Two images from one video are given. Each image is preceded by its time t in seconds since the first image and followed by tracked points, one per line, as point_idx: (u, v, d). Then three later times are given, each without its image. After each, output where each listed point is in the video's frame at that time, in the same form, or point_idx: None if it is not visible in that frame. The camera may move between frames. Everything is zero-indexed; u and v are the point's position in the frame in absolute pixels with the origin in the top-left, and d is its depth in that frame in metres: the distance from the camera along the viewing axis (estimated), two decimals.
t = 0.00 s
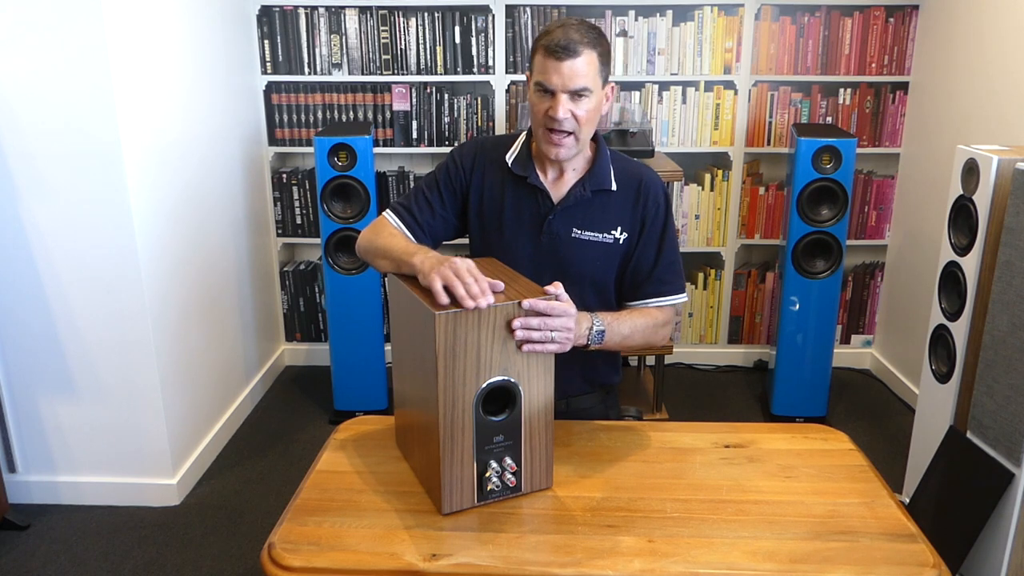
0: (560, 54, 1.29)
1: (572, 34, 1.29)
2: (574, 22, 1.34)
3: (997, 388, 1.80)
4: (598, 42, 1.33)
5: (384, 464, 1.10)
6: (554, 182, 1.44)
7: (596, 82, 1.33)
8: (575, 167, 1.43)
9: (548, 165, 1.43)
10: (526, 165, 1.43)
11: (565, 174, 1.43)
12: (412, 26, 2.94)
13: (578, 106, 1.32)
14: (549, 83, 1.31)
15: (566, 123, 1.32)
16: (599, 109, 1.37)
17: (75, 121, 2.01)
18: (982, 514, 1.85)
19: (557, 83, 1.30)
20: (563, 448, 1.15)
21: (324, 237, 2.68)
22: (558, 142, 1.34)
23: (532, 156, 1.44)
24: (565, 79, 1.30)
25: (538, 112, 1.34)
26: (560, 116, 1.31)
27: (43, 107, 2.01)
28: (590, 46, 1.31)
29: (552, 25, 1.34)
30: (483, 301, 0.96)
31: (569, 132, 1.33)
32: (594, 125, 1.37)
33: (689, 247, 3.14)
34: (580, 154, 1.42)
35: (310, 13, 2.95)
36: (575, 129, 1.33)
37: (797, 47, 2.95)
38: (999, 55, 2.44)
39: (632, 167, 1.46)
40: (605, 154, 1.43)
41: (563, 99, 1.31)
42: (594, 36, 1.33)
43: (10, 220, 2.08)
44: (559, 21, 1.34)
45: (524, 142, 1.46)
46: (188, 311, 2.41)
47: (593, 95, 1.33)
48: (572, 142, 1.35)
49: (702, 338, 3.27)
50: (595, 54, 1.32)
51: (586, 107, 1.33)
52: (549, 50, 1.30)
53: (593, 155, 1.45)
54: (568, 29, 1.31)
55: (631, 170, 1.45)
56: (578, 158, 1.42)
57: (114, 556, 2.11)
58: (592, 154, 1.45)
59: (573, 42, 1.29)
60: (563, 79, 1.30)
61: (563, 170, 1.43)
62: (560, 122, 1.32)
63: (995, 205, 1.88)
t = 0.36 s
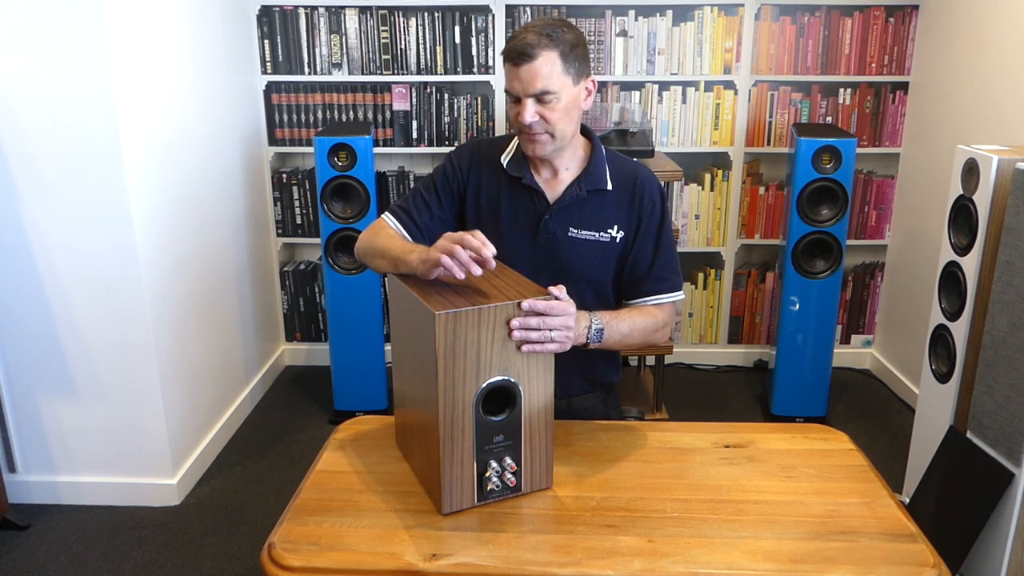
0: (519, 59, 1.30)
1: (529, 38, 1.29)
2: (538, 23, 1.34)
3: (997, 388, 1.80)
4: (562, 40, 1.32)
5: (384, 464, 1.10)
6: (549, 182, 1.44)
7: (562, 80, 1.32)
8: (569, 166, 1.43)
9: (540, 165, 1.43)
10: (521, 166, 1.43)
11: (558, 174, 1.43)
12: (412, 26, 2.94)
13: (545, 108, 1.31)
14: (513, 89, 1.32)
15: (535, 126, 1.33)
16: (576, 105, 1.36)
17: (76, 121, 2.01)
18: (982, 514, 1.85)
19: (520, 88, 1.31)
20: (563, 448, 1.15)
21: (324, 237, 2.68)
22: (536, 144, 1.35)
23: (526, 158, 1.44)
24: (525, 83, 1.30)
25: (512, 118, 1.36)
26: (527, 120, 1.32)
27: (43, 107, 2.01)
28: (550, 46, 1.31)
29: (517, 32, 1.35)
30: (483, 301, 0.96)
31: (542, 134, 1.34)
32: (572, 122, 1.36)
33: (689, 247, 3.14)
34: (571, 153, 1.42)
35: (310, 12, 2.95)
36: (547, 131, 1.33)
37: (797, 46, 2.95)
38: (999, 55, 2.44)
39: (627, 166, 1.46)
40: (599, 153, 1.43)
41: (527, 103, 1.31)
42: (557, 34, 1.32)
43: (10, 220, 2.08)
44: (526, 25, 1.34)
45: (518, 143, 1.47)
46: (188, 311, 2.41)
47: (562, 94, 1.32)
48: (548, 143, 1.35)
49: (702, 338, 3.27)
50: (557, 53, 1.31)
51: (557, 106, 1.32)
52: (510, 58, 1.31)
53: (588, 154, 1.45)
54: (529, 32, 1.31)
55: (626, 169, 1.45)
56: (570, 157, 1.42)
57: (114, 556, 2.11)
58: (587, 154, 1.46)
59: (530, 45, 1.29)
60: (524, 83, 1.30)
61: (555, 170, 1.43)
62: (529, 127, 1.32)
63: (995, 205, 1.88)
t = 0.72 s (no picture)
0: (515, 55, 1.30)
1: (524, 33, 1.30)
2: (530, 20, 1.34)
3: (997, 388, 1.80)
4: (555, 35, 1.33)
5: (384, 464, 1.10)
6: (545, 182, 1.44)
7: (557, 75, 1.32)
8: (564, 165, 1.44)
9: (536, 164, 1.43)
10: (517, 167, 1.43)
11: (554, 173, 1.44)
12: (412, 26, 2.94)
13: (542, 102, 1.31)
14: (510, 85, 1.32)
15: (535, 120, 1.32)
16: (571, 100, 1.36)
17: (75, 120, 2.01)
18: (983, 513, 1.85)
19: (517, 83, 1.31)
20: (562, 448, 1.15)
21: (324, 237, 2.68)
22: (534, 140, 1.34)
23: (522, 158, 1.45)
24: (523, 79, 1.30)
25: (508, 115, 1.35)
26: (527, 115, 1.31)
27: (43, 107, 2.01)
28: (545, 41, 1.31)
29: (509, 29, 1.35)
30: (483, 301, 0.96)
31: (541, 130, 1.33)
32: (567, 118, 1.37)
33: (689, 248, 3.14)
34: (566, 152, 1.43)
35: (310, 13, 2.95)
36: (546, 126, 1.33)
37: (797, 46, 2.95)
38: (999, 55, 2.44)
39: (623, 165, 1.45)
40: (595, 152, 1.43)
41: (526, 98, 1.31)
42: (549, 30, 1.32)
43: (10, 220, 2.08)
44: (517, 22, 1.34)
45: (513, 143, 1.47)
46: (188, 312, 2.41)
47: (558, 88, 1.32)
48: (546, 138, 1.34)
49: (702, 339, 3.27)
50: (552, 47, 1.32)
51: (554, 101, 1.32)
52: (506, 53, 1.31)
53: (583, 153, 1.45)
54: (522, 29, 1.31)
55: (622, 169, 1.45)
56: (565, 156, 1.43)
57: (114, 556, 2.11)
58: (582, 153, 1.46)
59: (525, 40, 1.29)
60: (521, 79, 1.30)
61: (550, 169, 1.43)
62: (528, 122, 1.32)
63: (995, 205, 1.88)
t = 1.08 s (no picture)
0: (534, 48, 1.30)
1: (543, 28, 1.31)
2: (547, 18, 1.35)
3: (997, 388, 1.80)
4: (571, 35, 1.34)
5: (384, 464, 1.10)
6: (546, 182, 1.44)
7: (572, 72, 1.32)
8: (566, 164, 1.44)
9: (539, 162, 1.44)
10: (519, 166, 1.44)
11: (556, 172, 1.44)
12: (412, 26, 2.94)
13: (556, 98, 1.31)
14: (526, 78, 1.31)
15: (547, 115, 1.32)
16: (581, 99, 1.36)
17: (76, 120, 2.01)
18: (983, 513, 1.85)
19: (534, 77, 1.31)
20: (563, 448, 1.15)
21: (324, 238, 2.68)
22: (543, 135, 1.34)
23: (523, 157, 1.45)
24: (540, 72, 1.30)
25: (519, 109, 1.34)
26: (540, 109, 1.31)
27: (43, 107, 2.01)
28: (563, 38, 1.32)
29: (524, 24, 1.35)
30: (483, 301, 0.96)
31: (552, 125, 1.33)
32: (576, 117, 1.37)
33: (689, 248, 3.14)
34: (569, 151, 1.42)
35: (310, 13, 2.95)
36: (557, 122, 1.33)
37: (797, 46, 2.95)
38: (999, 55, 2.44)
39: (624, 164, 1.46)
40: (596, 151, 1.43)
41: (541, 92, 1.31)
42: (566, 29, 1.33)
43: (10, 220, 2.08)
44: (533, 20, 1.35)
45: (515, 142, 1.46)
46: (188, 312, 2.41)
47: (571, 86, 1.33)
48: (556, 134, 1.34)
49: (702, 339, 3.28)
50: (569, 45, 1.33)
51: (567, 97, 1.32)
52: (523, 45, 1.31)
53: (584, 152, 1.45)
54: (540, 25, 1.32)
55: (624, 167, 1.45)
56: (567, 155, 1.42)
57: (114, 556, 2.11)
58: (584, 152, 1.45)
59: (546, 35, 1.30)
60: (539, 72, 1.30)
61: (553, 167, 1.43)
62: (540, 116, 1.31)
63: (995, 205, 1.88)
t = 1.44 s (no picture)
0: (537, 52, 1.29)
1: (545, 32, 1.30)
2: (543, 21, 1.34)
3: (997, 388, 1.80)
4: (570, 37, 1.33)
5: (384, 464, 1.10)
6: (552, 180, 1.44)
7: (576, 74, 1.32)
8: (571, 163, 1.44)
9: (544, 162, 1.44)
10: (524, 166, 1.44)
11: (562, 171, 1.44)
12: (412, 26, 2.94)
13: (564, 101, 1.31)
14: (531, 83, 1.30)
15: (556, 118, 1.31)
16: (584, 100, 1.36)
17: (76, 120, 2.01)
18: (983, 513, 1.85)
19: (540, 81, 1.29)
20: (563, 448, 1.15)
21: (323, 238, 2.68)
22: (553, 139, 1.34)
23: (528, 157, 1.44)
24: (546, 76, 1.29)
25: (526, 114, 1.34)
26: (549, 113, 1.30)
27: (43, 106, 2.01)
28: (564, 41, 1.31)
29: (522, 28, 1.34)
30: (483, 301, 0.96)
31: (561, 128, 1.32)
32: (580, 117, 1.37)
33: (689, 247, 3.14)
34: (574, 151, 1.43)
35: (310, 12, 2.95)
36: (566, 124, 1.32)
37: (797, 46, 2.95)
38: (999, 55, 2.44)
39: (627, 162, 1.46)
40: (600, 149, 1.44)
41: (549, 96, 1.30)
42: (564, 31, 1.33)
43: (10, 220, 2.08)
44: (530, 22, 1.34)
45: (518, 142, 1.46)
46: (188, 312, 2.41)
47: (576, 87, 1.32)
48: (565, 136, 1.34)
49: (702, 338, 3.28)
50: (571, 48, 1.32)
51: (574, 100, 1.32)
52: (526, 51, 1.29)
53: (588, 151, 1.45)
54: (539, 29, 1.31)
55: (627, 165, 1.46)
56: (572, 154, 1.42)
57: (114, 556, 2.11)
58: (587, 151, 1.46)
59: (547, 39, 1.29)
60: (545, 76, 1.29)
61: (558, 166, 1.43)
62: (550, 121, 1.31)
63: (995, 205, 1.88)
